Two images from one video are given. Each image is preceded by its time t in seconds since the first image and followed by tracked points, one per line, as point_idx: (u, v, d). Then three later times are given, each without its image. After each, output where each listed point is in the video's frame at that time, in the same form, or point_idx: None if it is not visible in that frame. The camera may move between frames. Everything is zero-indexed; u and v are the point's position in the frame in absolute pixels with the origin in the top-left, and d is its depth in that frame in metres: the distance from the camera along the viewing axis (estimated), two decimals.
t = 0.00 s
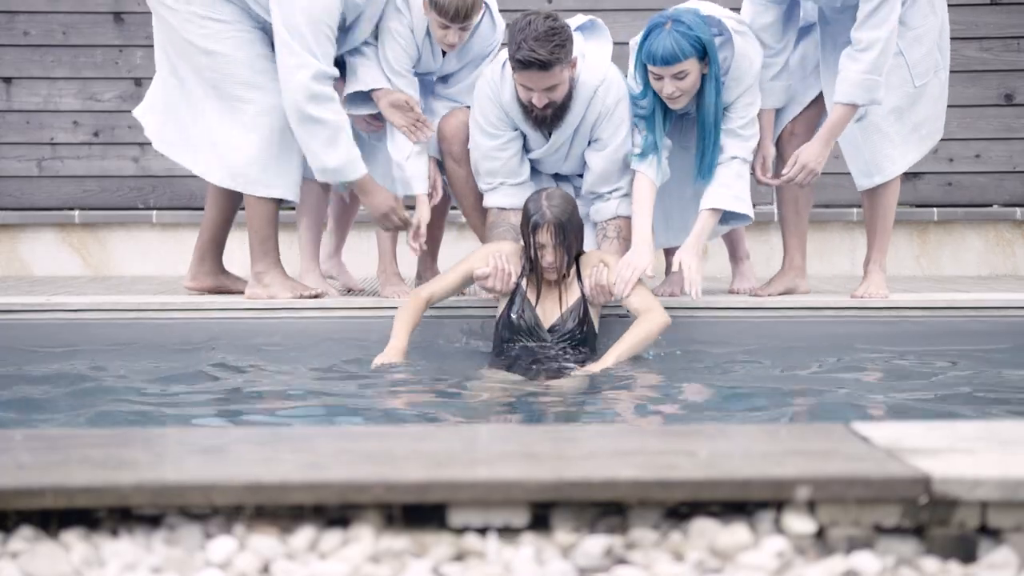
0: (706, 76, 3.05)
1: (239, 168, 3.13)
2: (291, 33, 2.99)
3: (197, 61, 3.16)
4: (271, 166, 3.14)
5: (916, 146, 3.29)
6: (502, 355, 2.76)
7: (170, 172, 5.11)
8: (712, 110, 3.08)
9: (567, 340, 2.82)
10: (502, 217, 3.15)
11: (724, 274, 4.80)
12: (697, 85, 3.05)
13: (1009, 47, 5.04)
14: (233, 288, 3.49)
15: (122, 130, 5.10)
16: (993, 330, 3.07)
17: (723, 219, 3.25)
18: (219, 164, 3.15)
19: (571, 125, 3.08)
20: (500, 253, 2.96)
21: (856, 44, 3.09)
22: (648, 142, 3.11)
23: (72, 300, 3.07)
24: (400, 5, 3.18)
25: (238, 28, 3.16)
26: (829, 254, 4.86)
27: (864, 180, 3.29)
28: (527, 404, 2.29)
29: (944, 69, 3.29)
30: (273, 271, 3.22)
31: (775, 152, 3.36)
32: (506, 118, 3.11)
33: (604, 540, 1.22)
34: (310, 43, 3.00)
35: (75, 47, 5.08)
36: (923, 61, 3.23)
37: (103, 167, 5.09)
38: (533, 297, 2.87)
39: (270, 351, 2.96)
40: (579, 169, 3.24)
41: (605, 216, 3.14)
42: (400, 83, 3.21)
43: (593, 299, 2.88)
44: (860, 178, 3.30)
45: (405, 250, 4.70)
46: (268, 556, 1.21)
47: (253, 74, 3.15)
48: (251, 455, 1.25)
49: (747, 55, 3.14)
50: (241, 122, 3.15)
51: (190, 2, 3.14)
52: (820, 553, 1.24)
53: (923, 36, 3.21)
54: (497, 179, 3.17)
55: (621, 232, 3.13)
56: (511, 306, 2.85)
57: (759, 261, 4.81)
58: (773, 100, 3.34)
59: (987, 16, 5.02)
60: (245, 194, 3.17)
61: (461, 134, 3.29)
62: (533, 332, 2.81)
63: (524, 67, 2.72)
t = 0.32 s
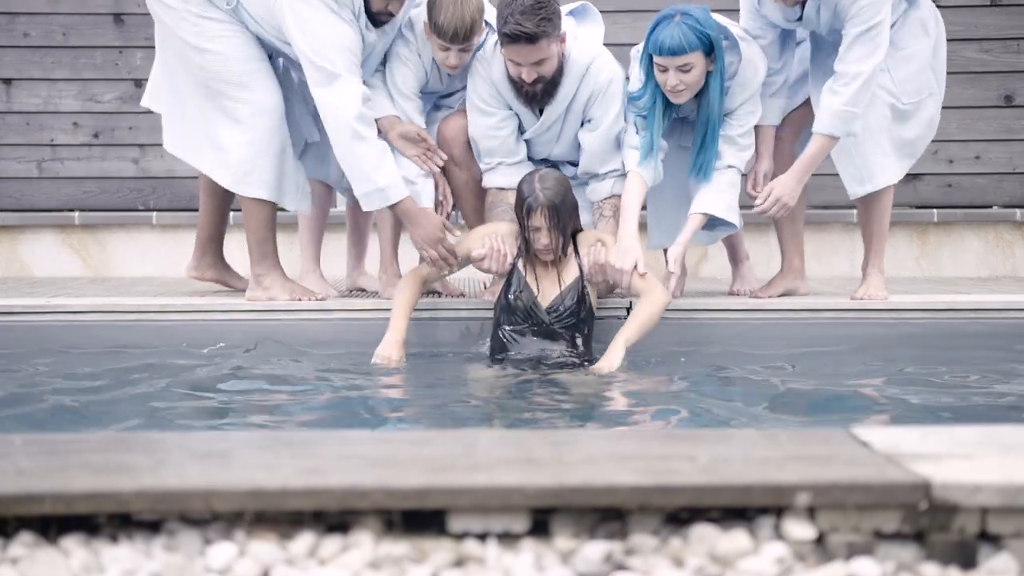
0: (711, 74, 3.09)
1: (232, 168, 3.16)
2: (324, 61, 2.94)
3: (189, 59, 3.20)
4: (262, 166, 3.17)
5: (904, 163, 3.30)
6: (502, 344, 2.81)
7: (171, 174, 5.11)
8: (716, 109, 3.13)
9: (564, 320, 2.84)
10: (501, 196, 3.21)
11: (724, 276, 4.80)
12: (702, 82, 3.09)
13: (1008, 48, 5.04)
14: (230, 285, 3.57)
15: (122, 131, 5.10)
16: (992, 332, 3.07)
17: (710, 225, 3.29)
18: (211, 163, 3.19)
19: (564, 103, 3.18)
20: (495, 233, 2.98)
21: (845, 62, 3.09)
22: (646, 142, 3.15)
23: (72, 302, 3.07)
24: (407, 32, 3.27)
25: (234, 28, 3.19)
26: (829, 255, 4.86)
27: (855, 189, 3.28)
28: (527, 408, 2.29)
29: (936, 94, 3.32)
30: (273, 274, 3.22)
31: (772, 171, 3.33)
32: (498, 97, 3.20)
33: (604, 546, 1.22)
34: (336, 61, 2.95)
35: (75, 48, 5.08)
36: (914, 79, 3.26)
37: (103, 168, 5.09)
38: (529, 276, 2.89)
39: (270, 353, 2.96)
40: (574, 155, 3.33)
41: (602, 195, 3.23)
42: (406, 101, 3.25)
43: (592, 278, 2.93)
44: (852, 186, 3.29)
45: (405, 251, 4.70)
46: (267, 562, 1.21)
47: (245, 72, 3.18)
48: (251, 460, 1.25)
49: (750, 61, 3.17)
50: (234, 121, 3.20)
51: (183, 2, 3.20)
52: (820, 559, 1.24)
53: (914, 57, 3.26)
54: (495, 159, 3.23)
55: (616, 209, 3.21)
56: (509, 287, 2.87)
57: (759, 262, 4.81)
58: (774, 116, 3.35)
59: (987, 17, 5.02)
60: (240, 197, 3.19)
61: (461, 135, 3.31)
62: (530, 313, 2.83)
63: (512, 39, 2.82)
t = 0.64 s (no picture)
0: (706, 59, 3.13)
1: (223, 169, 3.17)
2: (322, 69, 2.96)
3: (183, 62, 3.23)
4: (254, 168, 3.16)
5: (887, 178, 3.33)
6: (496, 336, 2.83)
7: (171, 176, 5.11)
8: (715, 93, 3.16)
9: (565, 310, 2.83)
10: (501, 190, 3.28)
11: (723, 278, 4.80)
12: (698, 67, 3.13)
13: (1008, 50, 5.04)
14: (220, 291, 3.67)
15: (122, 133, 5.10)
16: (992, 334, 3.07)
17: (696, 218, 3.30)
18: (203, 164, 3.20)
19: (568, 89, 3.24)
20: (493, 227, 3.01)
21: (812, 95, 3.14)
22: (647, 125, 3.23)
23: (72, 305, 3.08)
24: (412, 51, 3.32)
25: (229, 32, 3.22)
26: (829, 257, 4.86)
27: (841, 198, 3.28)
28: (527, 411, 2.29)
29: (928, 114, 3.35)
30: (272, 277, 3.22)
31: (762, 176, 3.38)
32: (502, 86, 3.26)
33: (603, 555, 1.22)
34: (331, 67, 2.97)
35: (75, 50, 5.08)
36: (901, 96, 3.31)
37: (103, 170, 5.09)
38: (523, 265, 2.90)
39: (270, 356, 2.96)
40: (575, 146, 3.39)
41: (602, 178, 3.30)
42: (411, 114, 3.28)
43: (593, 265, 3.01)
44: (838, 198, 3.29)
45: (405, 253, 4.70)
46: (266, 571, 1.21)
47: (238, 75, 3.18)
48: (250, 468, 1.25)
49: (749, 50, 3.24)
50: (227, 123, 3.20)
51: (180, 7, 3.23)
52: (820, 568, 1.24)
53: (904, 78, 3.31)
54: (499, 154, 3.28)
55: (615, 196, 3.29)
56: (506, 279, 2.87)
57: (758, 263, 4.82)
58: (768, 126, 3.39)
59: (987, 19, 5.02)
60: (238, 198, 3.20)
61: (469, 140, 3.34)
62: (530, 302, 2.83)
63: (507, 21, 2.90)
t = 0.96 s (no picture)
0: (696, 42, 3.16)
1: (218, 171, 3.16)
2: (311, 74, 2.99)
3: (181, 64, 3.24)
4: (249, 171, 3.15)
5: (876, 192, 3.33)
6: (500, 336, 2.84)
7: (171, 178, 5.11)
8: (710, 78, 3.20)
9: (569, 308, 2.86)
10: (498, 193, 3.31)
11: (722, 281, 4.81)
12: (689, 51, 3.15)
13: (1008, 53, 5.04)
14: (219, 294, 3.68)
15: (122, 135, 5.10)
16: (992, 338, 3.07)
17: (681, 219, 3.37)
18: (198, 166, 3.19)
19: (570, 91, 3.30)
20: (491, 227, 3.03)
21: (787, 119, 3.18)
22: (638, 111, 3.24)
23: (71, 309, 3.08)
24: (413, 51, 3.34)
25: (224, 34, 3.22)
26: (829, 259, 4.86)
27: (828, 207, 3.31)
28: (528, 416, 2.29)
29: (918, 134, 3.36)
30: (267, 280, 3.23)
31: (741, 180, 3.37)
32: (506, 90, 3.31)
33: (602, 566, 1.22)
34: (321, 73, 2.99)
35: (75, 53, 5.07)
36: (892, 113, 3.34)
37: (102, 172, 5.09)
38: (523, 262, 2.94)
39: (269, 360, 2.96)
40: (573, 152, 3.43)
41: (598, 178, 3.33)
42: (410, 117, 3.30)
43: (596, 263, 3.04)
44: (827, 207, 3.32)
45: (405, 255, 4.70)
46: None
47: (233, 77, 3.18)
48: (249, 478, 1.25)
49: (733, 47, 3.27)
50: (223, 125, 3.19)
51: (177, 10, 3.26)
52: None
53: (895, 96, 3.34)
54: (499, 156, 3.31)
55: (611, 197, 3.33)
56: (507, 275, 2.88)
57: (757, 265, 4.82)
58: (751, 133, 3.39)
59: (987, 21, 5.02)
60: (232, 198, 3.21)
61: (469, 142, 3.35)
62: (534, 301, 2.83)
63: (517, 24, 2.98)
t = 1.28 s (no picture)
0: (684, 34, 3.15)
1: (213, 174, 3.17)
2: (300, 81, 2.99)
3: (176, 68, 3.24)
4: (243, 173, 3.17)
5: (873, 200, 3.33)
6: (501, 337, 2.87)
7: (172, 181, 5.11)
8: (698, 70, 3.21)
9: (573, 309, 2.88)
10: (495, 191, 3.31)
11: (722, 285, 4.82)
12: (677, 43, 3.15)
13: (1008, 56, 5.03)
14: (219, 298, 3.68)
15: (121, 138, 5.10)
16: (992, 342, 3.07)
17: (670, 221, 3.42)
18: (193, 170, 3.19)
19: (566, 91, 3.32)
20: (490, 228, 3.05)
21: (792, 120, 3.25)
22: (626, 107, 3.26)
23: (71, 314, 3.08)
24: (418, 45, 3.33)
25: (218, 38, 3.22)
26: (829, 261, 4.86)
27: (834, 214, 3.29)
28: (527, 422, 2.29)
29: (915, 143, 3.37)
30: (264, 284, 3.23)
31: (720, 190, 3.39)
32: (503, 89, 3.33)
33: None
34: (313, 81, 3.00)
35: (74, 56, 5.07)
36: (892, 121, 3.34)
37: (102, 175, 5.08)
38: (525, 263, 2.95)
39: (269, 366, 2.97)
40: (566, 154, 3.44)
41: (588, 180, 3.36)
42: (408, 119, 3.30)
43: (598, 261, 3.03)
44: (834, 215, 3.30)
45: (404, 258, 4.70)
46: None
47: (227, 81, 3.18)
48: (247, 490, 1.25)
49: (726, 47, 3.26)
50: (218, 129, 3.20)
51: (171, 13, 3.25)
52: None
53: (895, 104, 3.34)
54: (491, 155, 3.31)
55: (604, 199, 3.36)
56: (509, 277, 2.92)
57: (757, 268, 4.82)
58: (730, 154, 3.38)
59: (987, 24, 5.02)
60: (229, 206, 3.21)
61: (463, 145, 3.36)
62: (536, 304, 2.86)
63: (522, 23, 3.00)
